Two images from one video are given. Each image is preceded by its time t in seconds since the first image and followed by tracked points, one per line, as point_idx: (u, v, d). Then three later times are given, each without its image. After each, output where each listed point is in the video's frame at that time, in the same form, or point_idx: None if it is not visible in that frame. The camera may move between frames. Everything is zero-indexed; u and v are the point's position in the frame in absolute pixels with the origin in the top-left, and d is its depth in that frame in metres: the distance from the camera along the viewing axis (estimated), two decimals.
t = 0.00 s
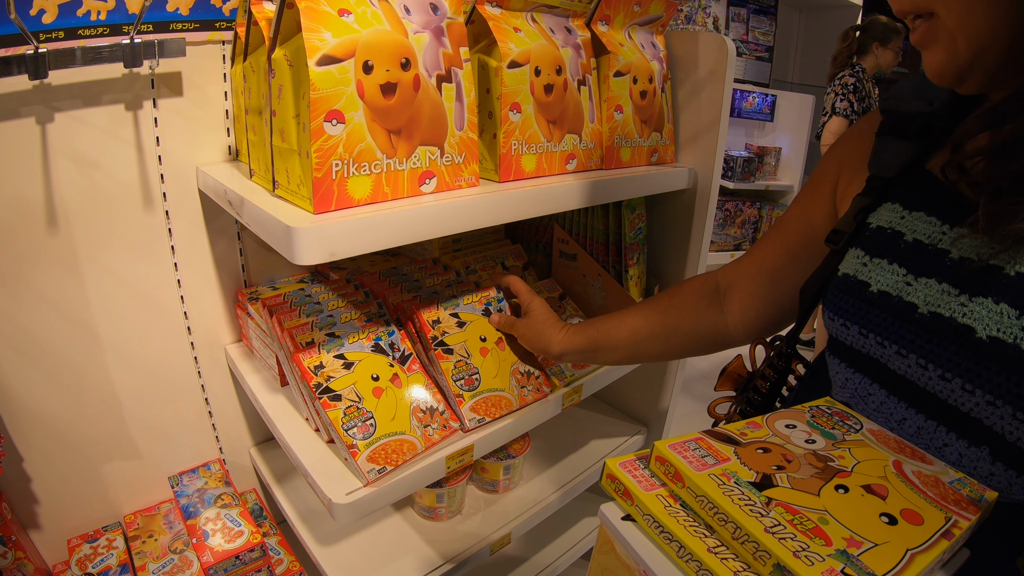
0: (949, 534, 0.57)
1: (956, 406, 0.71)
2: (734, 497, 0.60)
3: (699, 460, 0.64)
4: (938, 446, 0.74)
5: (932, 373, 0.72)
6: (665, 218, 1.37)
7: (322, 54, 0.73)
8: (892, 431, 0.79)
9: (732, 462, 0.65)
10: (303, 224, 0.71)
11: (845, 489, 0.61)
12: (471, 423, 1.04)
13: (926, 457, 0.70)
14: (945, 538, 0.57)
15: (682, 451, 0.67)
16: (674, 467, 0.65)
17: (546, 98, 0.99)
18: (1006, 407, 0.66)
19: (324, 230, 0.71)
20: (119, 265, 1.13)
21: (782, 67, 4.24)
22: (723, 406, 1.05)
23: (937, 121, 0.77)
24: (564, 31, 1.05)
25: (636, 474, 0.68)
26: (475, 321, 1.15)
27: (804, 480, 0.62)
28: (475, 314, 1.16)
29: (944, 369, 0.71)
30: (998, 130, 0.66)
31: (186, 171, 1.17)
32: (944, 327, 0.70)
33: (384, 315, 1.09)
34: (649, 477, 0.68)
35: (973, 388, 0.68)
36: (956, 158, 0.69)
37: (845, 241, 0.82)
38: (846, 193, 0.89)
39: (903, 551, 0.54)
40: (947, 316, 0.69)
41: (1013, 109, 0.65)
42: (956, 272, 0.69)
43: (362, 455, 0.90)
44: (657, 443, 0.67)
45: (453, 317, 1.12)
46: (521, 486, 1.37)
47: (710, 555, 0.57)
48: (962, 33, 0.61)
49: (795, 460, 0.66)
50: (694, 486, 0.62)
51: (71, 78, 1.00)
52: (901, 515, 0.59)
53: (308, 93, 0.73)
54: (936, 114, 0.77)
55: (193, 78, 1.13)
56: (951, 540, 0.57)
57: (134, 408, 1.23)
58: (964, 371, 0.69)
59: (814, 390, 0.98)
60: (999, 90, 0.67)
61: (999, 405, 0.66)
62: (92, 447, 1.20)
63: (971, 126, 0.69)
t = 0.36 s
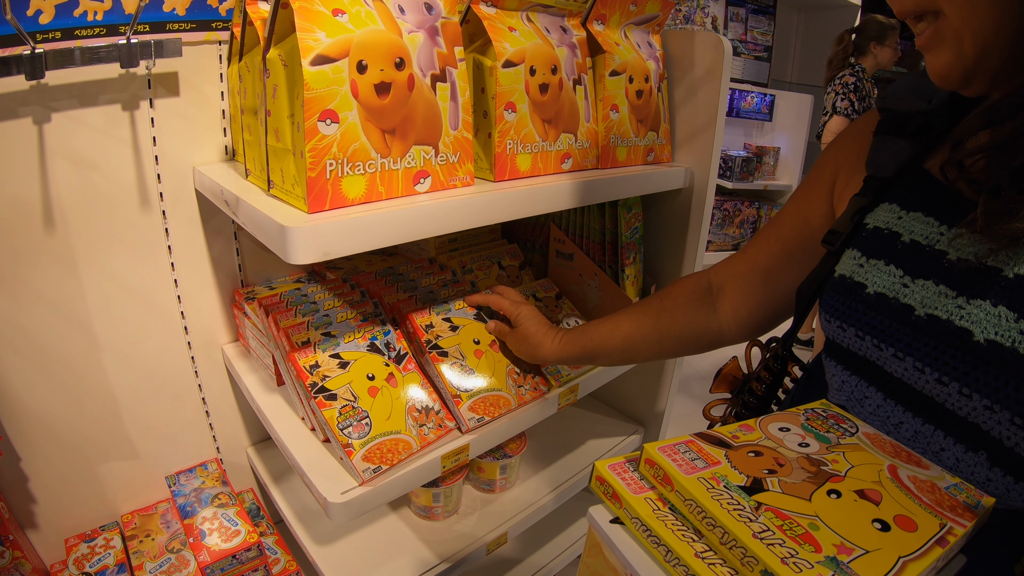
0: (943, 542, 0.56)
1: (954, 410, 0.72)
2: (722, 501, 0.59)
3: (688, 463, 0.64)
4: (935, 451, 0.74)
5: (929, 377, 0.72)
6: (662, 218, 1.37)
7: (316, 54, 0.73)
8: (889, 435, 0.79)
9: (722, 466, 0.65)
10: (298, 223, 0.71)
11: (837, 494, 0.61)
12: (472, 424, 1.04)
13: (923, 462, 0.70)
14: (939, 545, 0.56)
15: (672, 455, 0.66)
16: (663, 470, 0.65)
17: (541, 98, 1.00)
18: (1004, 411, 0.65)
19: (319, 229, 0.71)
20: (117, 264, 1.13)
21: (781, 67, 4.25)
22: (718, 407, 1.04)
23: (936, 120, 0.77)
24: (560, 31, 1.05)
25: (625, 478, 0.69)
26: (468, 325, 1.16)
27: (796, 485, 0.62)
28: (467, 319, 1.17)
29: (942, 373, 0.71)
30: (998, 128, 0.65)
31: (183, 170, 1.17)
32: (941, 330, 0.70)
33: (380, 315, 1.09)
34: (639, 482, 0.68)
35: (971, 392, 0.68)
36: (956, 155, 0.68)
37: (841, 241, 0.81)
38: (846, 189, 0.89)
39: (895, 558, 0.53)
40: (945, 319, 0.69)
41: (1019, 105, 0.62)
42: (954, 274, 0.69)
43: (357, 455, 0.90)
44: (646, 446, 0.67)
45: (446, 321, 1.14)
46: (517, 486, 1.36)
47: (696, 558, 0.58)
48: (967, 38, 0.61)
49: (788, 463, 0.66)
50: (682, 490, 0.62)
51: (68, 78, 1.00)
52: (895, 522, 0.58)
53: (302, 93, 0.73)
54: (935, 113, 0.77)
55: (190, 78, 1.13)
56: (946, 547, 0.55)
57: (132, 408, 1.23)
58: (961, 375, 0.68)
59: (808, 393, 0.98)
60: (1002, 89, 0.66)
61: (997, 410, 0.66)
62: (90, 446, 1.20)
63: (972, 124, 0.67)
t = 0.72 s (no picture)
0: (937, 548, 0.53)
1: (952, 415, 0.70)
2: (711, 506, 0.56)
3: (677, 466, 0.60)
4: (932, 456, 0.72)
5: (925, 380, 0.72)
6: (660, 218, 1.37)
7: (311, 53, 0.73)
8: (885, 439, 0.78)
9: (713, 470, 0.61)
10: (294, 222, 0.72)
11: (830, 499, 0.57)
12: (467, 422, 1.04)
13: (919, 467, 0.66)
14: (933, 552, 0.52)
15: (661, 458, 0.63)
16: (651, 473, 0.61)
17: (537, 97, 1.00)
18: (1002, 417, 0.64)
19: (314, 228, 0.71)
20: (114, 264, 1.14)
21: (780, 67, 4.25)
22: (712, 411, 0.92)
23: (933, 118, 0.76)
24: (556, 31, 1.06)
25: (614, 480, 0.65)
26: (461, 321, 1.16)
27: (787, 489, 0.58)
28: (461, 315, 1.17)
29: (938, 377, 0.70)
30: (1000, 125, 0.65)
31: (180, 170, 1.17)
32: (936, 332, 0.70)
33: (377, 314, 1.09)
34: (628, 484, 0.64)
35: (968, 397, 0.67)
36: (956, 155, 0.68)
37: (836, 242, 0.82)
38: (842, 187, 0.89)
39: (888, 566, 0.50)
40: (941, 322, 0.69)
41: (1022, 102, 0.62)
42: (951, 274, 0.69)
43: (354, 454, 0.90)
44: (635, 448, 0.64)
45: (439, 318, 1.14)
46: (514, 486, 1.37)
47: (684, 566, 0.54)
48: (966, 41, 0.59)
49: (779, 467, 0.61)
50: (671, 494, 0.58)
51: (66, 78, 1.00)
52: (888, 528, 0.54)
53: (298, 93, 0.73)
54: (933, 110, 0.76)
55: (187, 78, 1.13)
56: (940, 554, 0.52)
57: (130, 407, 1.23)
58: (959, 380, 0.68)
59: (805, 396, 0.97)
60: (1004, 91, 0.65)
61: (994, 415, 0.65)
62: (88, 446, 1.20)
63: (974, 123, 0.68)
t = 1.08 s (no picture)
0: (952, 568, 0.50)
1: (964, 428, 0.68)
2: (717, 522, 0.53)
3: (682, 479, 0.58)
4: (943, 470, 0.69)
5: (937, 392, 0.69)
6: (659, 219, 1.37)
7: (310, 53, 0.73)
8: (895, 452, 0.74)
9: (719, 484, 0.58)
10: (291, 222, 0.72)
11: (840, 515, 0.54)
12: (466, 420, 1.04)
13: (932, 482, 0.63)
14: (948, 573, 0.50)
15: (665, 469, 0.60)
16: (655, 486, 0.59)
17: (536, 97, 1.00)
18: (1019, 431, 0.62)
19: (311, 228, 0.71)
20: (113, 264, 1.14)
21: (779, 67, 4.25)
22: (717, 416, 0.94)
23: (944, 114, 0.75)
24: (555, 30, 1.06)
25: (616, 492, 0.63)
26: (461, 319, 1.16)
27: (796, 505, 0.55)
28: (461, 313, 1.17)
29: (951, 389, 0.67)
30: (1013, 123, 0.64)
31: (179, 170, 1.17)
32: (951, 341, 0.67)
33: (376, 314, 1.09)
34: (631, 497, 0.62)
35: (983, 410, 0.64)
36: (971, 152, 0.66)
37: (846, 244, 0.80)
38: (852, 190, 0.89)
39: None
40: (956, 330, 0.66)
41: None
42: (966, 281, 0.66)
43: (353, 454, 0.90)
44: (637, 459, 0.61)
45: (439, 316, 1.13)
46: (513, 486, 1.37)
47: None
48: (965, 40, 0.59)
49: (788, 481, 0.59)
50: (675, 509, 0.56)
51: (64, 78, 1.00)
52: (901, 545, 0.52)
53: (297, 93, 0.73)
54: (945, 107, 0.75)
55: (186, 78, 1.13)
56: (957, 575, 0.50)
57: (129, 408, 1.23)
58: (973, 392, 0.65)
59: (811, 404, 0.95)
60: (1020, 85, 0.63)
61: (1010, 429, 0.62)
62: (87, 446, 1.20)
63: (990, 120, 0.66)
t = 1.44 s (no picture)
0: None
1: (1015, 455, 0.64)
2: (767, 545, 0.51)
3: (728, 498, 0.55)
4: (988, 497, 0.64)
5: (987, 417, 0.66)
6: (659, 218, 1.38)
7: (311, 53, 0.73)
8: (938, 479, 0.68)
9: (766, 504, 0.56)
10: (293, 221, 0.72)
11: (895, 542, 0.52)
12: (466, 420, 1.05)
13: (981, 510, 0.61)
14: None
15: (708, 487, 0.57)
16: (698, 503, 0.56)
17: (537, 96, 1.00)
18: None
19: (312, 227, 0.71)
20: (113, 264, 1.13)
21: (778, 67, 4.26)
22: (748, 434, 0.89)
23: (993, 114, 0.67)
24: (555, 30, 1.06)
25: (653, 509, 0.60)
26: (462, 319, 1.15)
27: (847, 529, 0.53)
28: (462, 313, 1.16)
29: (1001, 414, 0.64)
30: None
31: (179, 170, 1.17)
32: (1002, 363, 0.64)
33: (376, 314, 1.09)
34: (669, 514, 0.59)
35: None
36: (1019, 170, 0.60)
37: (888, 254, 0.76)
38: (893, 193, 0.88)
39: None
40: (1009, 350, 0.64)
41: None
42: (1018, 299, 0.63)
43: (354, 454, 0.90)
44: (678, 475, 0.59)
45: (440, 316, 1.13)
46: (513, 486, 1.37)
47: None
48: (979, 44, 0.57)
49: (838, 505, 0.56)
50: (721, 529, 0.53)
51: (64, 77, 1.00)
52: None
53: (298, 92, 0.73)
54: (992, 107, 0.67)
55: (186, 78, 1.13)
56: None
57: (129, 407, 1.23)
58: None
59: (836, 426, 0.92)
60: None
61: None
62: (87, 446, 1.20)
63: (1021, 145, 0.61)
